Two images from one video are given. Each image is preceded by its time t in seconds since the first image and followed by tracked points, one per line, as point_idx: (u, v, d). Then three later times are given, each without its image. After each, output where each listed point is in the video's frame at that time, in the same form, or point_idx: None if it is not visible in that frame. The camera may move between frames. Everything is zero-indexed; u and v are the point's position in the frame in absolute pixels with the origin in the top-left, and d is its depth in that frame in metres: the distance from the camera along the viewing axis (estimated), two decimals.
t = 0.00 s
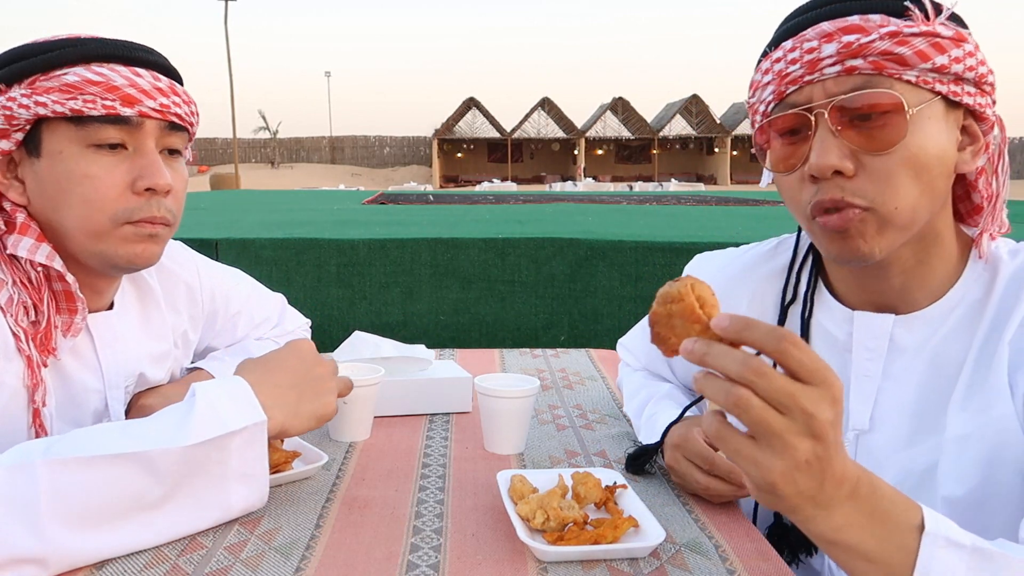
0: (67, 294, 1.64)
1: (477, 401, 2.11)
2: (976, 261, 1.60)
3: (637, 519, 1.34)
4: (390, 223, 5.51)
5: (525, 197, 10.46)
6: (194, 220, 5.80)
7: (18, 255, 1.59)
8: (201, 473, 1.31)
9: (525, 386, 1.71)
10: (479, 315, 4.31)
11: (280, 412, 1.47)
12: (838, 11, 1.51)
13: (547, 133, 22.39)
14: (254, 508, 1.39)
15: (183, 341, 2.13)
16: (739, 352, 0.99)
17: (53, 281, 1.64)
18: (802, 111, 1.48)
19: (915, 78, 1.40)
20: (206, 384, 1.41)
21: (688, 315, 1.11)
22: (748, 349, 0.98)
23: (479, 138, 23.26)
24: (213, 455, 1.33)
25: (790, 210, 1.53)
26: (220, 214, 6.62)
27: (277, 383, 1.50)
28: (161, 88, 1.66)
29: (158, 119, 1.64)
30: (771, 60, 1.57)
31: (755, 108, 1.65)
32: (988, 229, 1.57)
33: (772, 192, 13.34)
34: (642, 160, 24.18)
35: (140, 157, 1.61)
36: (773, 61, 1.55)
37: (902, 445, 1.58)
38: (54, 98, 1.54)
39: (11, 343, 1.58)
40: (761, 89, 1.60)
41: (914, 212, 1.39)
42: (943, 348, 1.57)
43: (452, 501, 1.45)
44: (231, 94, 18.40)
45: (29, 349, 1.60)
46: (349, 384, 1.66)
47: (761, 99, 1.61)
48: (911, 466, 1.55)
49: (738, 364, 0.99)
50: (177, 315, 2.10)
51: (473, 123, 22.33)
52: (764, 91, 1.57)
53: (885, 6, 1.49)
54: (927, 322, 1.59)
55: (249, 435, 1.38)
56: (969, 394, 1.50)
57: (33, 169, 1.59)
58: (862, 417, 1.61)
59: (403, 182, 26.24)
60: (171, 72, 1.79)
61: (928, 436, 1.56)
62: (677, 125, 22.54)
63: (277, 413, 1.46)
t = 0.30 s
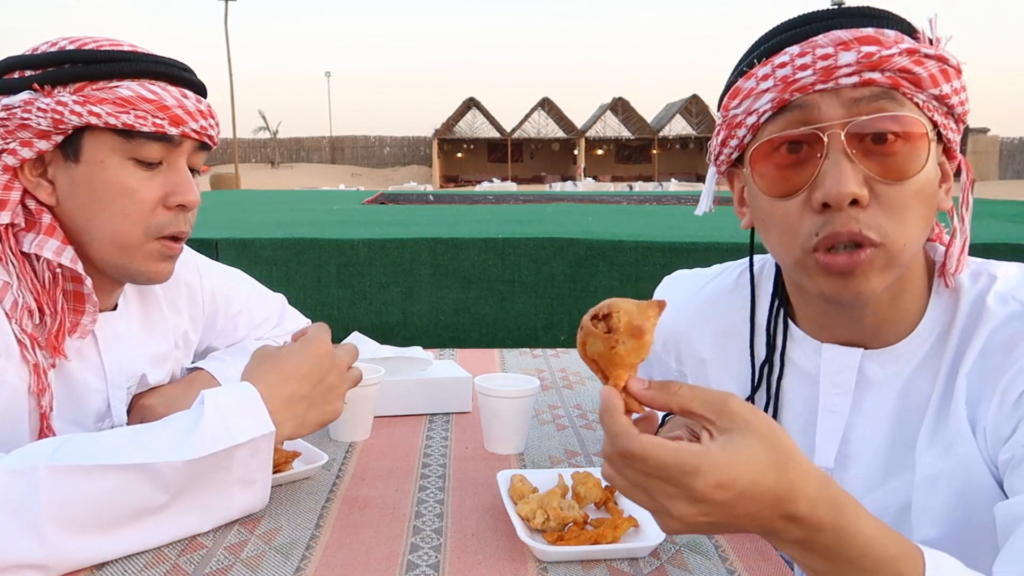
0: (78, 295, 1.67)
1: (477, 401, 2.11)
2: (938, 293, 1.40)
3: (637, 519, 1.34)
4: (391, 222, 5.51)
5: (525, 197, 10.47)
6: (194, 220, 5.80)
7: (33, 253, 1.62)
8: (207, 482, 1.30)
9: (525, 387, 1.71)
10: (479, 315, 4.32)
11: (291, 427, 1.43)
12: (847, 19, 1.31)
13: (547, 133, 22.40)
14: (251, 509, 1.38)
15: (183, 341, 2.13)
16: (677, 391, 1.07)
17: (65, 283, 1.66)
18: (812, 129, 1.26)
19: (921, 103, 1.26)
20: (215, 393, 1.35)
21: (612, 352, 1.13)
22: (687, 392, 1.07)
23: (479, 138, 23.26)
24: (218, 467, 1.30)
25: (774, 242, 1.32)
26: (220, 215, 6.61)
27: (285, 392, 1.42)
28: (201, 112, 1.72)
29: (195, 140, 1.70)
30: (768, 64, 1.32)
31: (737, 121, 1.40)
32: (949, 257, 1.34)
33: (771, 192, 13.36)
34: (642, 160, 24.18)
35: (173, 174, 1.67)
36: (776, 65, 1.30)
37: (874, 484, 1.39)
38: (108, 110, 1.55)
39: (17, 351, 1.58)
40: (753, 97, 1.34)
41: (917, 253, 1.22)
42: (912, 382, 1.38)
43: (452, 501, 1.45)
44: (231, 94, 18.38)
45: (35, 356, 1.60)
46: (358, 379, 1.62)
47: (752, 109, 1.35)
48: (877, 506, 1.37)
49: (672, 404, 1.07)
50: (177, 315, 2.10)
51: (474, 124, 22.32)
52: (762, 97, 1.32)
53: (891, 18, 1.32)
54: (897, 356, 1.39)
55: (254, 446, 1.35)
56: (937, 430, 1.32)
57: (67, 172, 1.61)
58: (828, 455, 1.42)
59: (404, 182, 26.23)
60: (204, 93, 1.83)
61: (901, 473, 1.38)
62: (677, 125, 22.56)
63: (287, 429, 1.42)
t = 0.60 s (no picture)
0: (89, 296, 1.70)
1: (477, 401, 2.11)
2: (919, 316, 1.37)
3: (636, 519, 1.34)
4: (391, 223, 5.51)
5: (525, 197, 10.47)
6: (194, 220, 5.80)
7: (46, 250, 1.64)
8: (197, 468, 1.32)
9: (525, 386, 1.72)
10: (479, 315, 4.32)
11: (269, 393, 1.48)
12: (838, 59, 1.28)
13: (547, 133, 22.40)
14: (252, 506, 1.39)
15: (184, 342, 2.13)
16: (659, 398, 1.06)
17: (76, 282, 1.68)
18: (802, 178, 1.22)
19: (915, 147, 1.23)
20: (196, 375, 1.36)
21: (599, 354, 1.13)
22: (670, 399, 1.06)
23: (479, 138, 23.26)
24: (207, 452, 1.33)
25: (762, 293, 1.30)
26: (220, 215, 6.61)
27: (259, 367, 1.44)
28: (218, 112, 1.74)
29: (211, 140, 1.71)
30: (753, 105, 1.29)
31: (717, 161, 1.35)
32: (936, 276, 1.32)
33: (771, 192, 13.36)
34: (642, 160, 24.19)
35: (190, 172, 1.68)
36: (761, 106, 1.26)
37: (863, 508, 1.41)
38: (126, 104, 1.58)
39: (18, 352, 1.58)
40: (736, 139, 1.30)
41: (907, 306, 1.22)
42: (897, 407, 1.39)
43: (453, 501, 1.45)
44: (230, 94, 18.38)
45: (38, 362, 1.62)
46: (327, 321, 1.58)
47: (735, 150, 1.30)
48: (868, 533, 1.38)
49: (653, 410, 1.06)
50: (179, 317, 2.10)
51: (473, 124, 22.32)
52: (746, 140, 1.28)
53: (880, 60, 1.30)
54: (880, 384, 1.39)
55: (242, 429, 1.37)
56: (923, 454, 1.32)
57: (85, 166, 1.63)
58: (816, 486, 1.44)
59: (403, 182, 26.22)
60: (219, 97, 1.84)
61: (889, 497, 1.39)
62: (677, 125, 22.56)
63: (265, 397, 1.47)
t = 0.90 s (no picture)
0: (93, 299, 1.72)
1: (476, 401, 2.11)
2: (901, 324, 1.37)
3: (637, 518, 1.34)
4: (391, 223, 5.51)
5: (525, 197, 10.47)
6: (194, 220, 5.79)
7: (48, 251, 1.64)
8: (173, 439, 1.34)
9: (524, 386, 1.72)
10: (479, 315, 4.32)
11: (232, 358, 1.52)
12: (804, 87, 1.26)
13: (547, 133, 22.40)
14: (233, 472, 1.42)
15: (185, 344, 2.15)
16: (644, 410, 1.07)
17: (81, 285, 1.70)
18: (768, 212, 1.21)
19: (885, 175, 1.23)
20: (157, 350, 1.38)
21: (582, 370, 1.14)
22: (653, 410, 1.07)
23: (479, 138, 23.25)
24: (181, 422, 1.35)
25: (733, 320, 1.32)
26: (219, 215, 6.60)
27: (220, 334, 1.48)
28: (220, 110, 1.74)
29: (214, 136, 1.73)
30: (717, 136, 1.28)
31: (686, 190, 1.35)
32: (920, 283, 1.32)
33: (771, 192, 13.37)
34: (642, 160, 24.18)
35: (191, 166, 1.70)
36: (724, 139, 1.25)
37: (849, 515, 1.44)
38: (126, 99, 1.60)
39: (21, 360, 1.58)
40: (701, 170, 1.30)
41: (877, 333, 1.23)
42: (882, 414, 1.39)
43: (452, 501, 1.45)
44: (230, 93, 18.37)
45: (39, 367, 1.60)
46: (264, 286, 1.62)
47: (701, 182, 1.30)
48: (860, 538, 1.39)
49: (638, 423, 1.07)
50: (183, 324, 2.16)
51: (473, 124, 22.32)
52: (711, 173, 1.27)
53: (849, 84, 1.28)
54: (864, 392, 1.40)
55: (210, 396, 1.40)
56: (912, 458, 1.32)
57: (90, 167, 1.66)
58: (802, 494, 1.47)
59: (403, 181, 26.21)
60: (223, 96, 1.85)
61: (880, 501, 1.40)
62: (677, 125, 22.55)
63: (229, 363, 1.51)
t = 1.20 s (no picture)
0: (94, 296, 1.73)
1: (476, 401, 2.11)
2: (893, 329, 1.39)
3: (637, 518, 1.34)
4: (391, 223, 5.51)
5: (525, 197, 10.47)
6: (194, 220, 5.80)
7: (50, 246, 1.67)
8: (171, 438, 1.34)
9: (525, 386, 1.72)
10: (478, 315, 4.31)
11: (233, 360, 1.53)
12: (790, 84, 1.29)
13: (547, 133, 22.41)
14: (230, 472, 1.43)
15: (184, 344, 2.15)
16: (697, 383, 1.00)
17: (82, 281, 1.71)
18: (754, 211, 1.23)
19: (872, 173, 1.24)
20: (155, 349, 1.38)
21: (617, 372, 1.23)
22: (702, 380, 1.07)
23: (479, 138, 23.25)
24: (179, 420, 1.35)
25: (723, 322, 1.31)
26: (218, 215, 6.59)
27: (219, 332, 1.49)
28: (235, 121, 1.75)
29: (226, 146, 1.73)
30: (701, 138, 1.31)
31: (672, 191, 1.38)
32: (914, 288, 1.34)
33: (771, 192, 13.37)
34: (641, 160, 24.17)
35: (200, 173, 1.69)
36: (709, 139, 1.28)
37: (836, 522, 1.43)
38: (142, 102, 1.62)
39: (19, 354, 1.58)
40: (687, 171, 1.33)
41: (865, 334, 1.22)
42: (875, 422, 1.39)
43: (452, 501, 1.45)
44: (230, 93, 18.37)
45: (37, 362, 1.60)
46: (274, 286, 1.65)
47: (686, 182, 1.33)
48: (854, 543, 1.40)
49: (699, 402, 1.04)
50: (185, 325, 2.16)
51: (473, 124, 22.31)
52: (696, 174, 1.30)
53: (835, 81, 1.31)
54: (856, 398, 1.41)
55: (206, 391, 1.40)
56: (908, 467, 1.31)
57: (100, 164, 1.67)
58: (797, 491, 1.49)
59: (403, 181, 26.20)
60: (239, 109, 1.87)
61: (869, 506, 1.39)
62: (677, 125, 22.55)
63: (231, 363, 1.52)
